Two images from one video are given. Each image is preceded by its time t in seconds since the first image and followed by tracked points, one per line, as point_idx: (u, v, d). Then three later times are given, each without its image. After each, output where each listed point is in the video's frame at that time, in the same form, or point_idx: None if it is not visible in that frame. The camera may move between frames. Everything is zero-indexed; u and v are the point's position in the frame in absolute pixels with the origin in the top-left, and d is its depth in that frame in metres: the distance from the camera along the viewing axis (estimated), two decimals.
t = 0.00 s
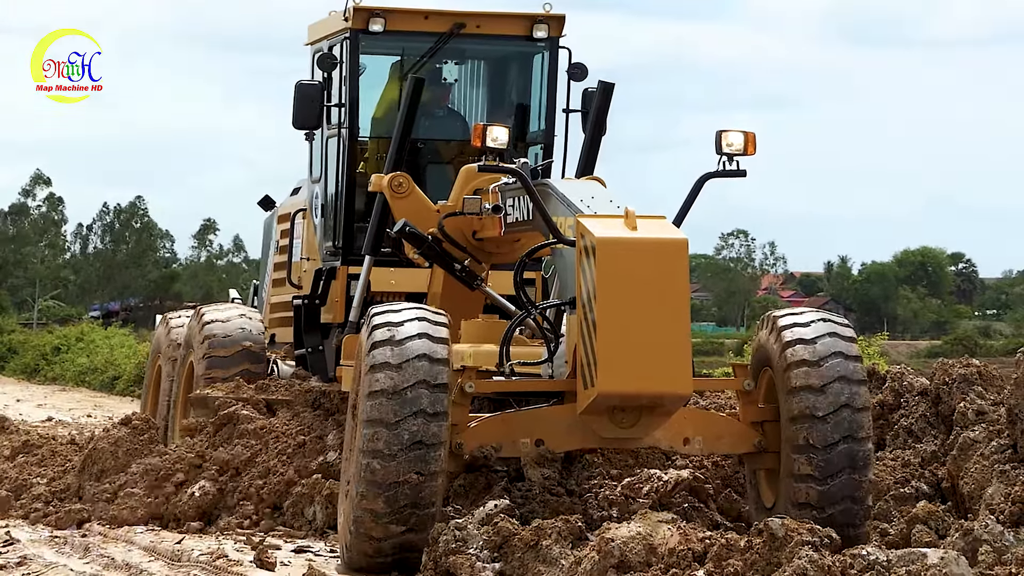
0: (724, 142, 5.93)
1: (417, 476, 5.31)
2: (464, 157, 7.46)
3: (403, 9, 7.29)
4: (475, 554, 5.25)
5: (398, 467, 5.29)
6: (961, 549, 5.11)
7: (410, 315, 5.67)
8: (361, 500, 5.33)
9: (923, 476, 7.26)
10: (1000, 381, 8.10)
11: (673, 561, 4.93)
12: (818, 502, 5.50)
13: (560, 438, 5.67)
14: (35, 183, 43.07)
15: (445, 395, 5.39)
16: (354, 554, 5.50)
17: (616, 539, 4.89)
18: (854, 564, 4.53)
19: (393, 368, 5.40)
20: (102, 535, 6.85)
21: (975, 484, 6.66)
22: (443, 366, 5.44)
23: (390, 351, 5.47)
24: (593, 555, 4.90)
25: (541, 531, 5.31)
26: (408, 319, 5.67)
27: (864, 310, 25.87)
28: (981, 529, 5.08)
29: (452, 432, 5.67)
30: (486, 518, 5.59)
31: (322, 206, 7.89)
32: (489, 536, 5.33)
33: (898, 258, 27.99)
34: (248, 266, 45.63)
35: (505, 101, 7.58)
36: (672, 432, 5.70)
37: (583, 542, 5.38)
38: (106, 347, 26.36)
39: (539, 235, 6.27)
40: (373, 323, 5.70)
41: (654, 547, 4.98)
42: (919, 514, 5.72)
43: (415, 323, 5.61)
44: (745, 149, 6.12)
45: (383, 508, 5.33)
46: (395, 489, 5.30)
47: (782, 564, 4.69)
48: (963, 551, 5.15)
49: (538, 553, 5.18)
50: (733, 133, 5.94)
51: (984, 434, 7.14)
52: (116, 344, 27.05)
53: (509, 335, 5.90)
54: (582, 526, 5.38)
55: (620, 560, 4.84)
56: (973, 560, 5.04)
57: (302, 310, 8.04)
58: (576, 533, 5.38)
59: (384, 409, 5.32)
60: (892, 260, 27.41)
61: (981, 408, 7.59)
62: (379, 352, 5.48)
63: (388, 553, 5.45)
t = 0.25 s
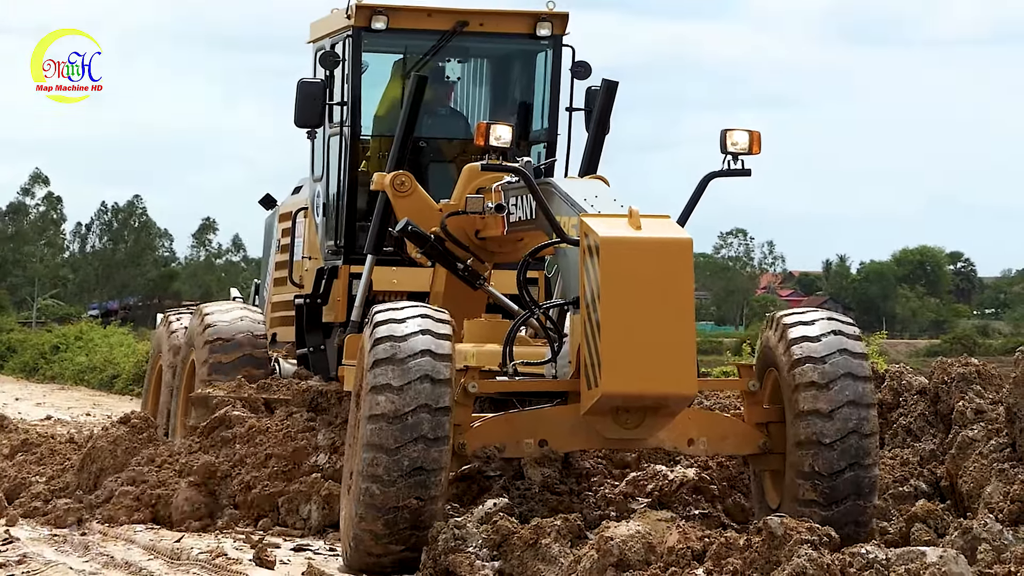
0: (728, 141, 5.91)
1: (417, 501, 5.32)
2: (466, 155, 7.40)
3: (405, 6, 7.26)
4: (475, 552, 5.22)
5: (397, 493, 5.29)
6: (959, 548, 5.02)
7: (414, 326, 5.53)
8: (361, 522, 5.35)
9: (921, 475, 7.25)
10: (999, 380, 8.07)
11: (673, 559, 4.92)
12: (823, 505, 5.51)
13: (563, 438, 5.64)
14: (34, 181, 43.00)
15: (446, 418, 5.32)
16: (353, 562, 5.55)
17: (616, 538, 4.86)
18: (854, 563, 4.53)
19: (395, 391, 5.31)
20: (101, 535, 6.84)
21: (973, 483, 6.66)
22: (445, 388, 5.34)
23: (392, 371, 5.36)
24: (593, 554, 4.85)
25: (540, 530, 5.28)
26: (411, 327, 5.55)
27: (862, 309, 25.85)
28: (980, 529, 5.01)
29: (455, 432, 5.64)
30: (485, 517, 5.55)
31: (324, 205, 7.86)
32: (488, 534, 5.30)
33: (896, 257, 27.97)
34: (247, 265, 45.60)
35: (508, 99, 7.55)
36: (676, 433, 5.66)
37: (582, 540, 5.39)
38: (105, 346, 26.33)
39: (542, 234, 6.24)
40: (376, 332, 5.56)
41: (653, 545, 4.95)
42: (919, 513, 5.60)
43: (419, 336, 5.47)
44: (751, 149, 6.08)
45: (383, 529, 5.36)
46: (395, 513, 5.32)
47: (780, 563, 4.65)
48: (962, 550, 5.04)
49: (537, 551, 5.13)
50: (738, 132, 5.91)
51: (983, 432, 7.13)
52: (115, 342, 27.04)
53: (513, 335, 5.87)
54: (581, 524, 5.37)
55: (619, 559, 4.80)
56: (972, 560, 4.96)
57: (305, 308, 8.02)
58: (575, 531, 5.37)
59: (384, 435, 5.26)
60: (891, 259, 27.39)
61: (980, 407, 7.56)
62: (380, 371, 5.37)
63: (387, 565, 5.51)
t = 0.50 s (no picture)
0: (733, 140, 5.90)
1: (415, 524, 5.32)
2: (469, 154, 7.40)
3: (407, 5, 7.24)
4: (472, 552, 5.20)
5: (396, 517, 5.29)
6: (957, 547, 5.05)
7: (415, 341, 5.43)
8: (359, 542, 5.36)
9: (920, 474, 7.24)
10: (997, 379, 8.04)
11: (670, 558, 4.91)
12: (829, 504, 5.46)
13: (566, 439, 5.62)
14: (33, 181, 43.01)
15: (446, 442, 5.29)
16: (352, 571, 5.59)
17: (613, 536, 4.84)
18: (852, 562, 4.50)
19: (394, 416, 5.26)
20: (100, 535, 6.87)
21: (972, 483, 6.65)
22: (445, 412, 5.29)
23: (392, 394, 5.29)
24: (592, 552, 4.85)
25: (538, 529, 5.28)
26: (413, 338, 5.45)
27: (860, 308, 25.83)
28: (977, 527, 5.05)
29: (458, 433, 5.61)
30: (479, 519, 5.52)
31: (325, 204, 7.83)
32: (485, 533, 5.29)
33: (895, 256, 27.96)
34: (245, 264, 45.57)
35: (510, 98, 7.52)
36: (680, 434, 5.63)
37: (581, 541, 5.39)
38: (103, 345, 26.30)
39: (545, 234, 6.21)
40: (377, 346, 5.46)
41: (650, 544, 4.95)
42: (917, 512, 5.60)
43: (420, 353, 5.38)
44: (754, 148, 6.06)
45: (380, 549, 5.37)
46: (393, 536, 5.33)
47: (778, 562, 4.62)
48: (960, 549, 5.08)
49: (535, 551, 5.13)
50: (742, 131, 5.88)
51: (981, 432, 7.11)
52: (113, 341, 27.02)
53: (516, 334, 5.84)
54: (579, 525, 5.38)
55: (617, 558, 4.79)
56: (970, 559, 4.98)
57: (305, 308, 7.96)
58: (573, 531, 5.38)
59: (382, 462, 5.24)
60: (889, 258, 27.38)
61: (978, 406, 7.53)
62: (380, 393, 5.30)
63: None
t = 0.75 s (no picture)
0: (737, 139, 5.84)
1: (415, 546, 5.36)
2: (471, 153, 7.36)
3: (409, 2, 7.20)
4: (471, 551, 5.18)
5: (395, 539, 5.31)
6: (956, 546, 5.12)
7: (417, 362, 5.28)
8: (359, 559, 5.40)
9: (918, 473, 7.23)
10: (995, 378, 8.00)
11: (669, 557, 4.90)
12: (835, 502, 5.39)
13: (569, 440, 5.58)
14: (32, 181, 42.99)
15: (445, 468, 5.25)
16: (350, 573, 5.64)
17: (612, 536, 4.87)
18: (851, 561, 4.49)
19: (394, 444, 5.18)
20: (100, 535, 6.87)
21: (970, 482, 6.59)
22: (446, 438, 5.22)
23: (392, 421, 5.19)
24: (590, 552, 4.86)
25: (537, 529, 5.27)
26: (414, 357, 5.31)
27: (859, 307, 25.81)
28: (976, 527, 5.14)
29: (461, 434, 5.59)
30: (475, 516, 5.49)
31: (327, 203, 7.79)
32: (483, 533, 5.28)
33: (893, 256, 27.94)
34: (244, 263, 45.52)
35: (512, 96, 7.48)
36: (684, 436, 5.59)
37: (579, 540, 5.36)
38: (102, 344, 26.25)
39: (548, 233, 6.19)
40: (377, 364, 5.32)
41: (649, 544, 4.96)
42: (915, 513, 5.56)
43: (421, 375, 5.24)
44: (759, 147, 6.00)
45: (380, 565, 5.42)
46: (392, 556, 5.37)
47: (777, 561, 4.61)
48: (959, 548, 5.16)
49: (533, 550, 5.13)
50: (747, 130, 5.81)
51: (979, 431, 7.10)
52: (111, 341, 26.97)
53: (519, 335, 5.80)
54: (577, 524, 5.35)
55: (615, 558, 4.81)
56: (969, 557, 5.07)
57: (306, 307, 7.96)
58: (572, 531, 5.35)
59: (382, 489, 5.20)
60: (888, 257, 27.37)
61: (977, 405, 7.49)
62: (380, 419, 5.21)
63: None
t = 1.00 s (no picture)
0: (741, 137, 5.78)
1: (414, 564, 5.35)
2: (473, 151, 7.32)
3: None
4: (473, 552, 5.22)
5: (394, 558, 5.30)
6: (954, 545, 5.17)
7: (418, 388, 5.14)
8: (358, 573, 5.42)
9: (916, 472, 7.22)
10: (993, 378, 7.98)
11: (667, 557, 4.89)
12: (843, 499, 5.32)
13: (572, 440, 5.53)
14: (30, 180, 42.94)
15: (445, 495, 5.18)
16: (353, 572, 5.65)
17: (610, 535, 4.89)
18: (850, 560, 4.49)
19: (394, 472, 5.10)
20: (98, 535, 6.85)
21: (968, 481, 6.60)
22: (446, 467, 5.13)
23: (392, 450, 5.09)
24: (588, 551, 4.90)
25: (538, 528, 5.36)
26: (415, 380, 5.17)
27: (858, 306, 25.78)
28: (975, 526, 5.17)
29: (464, 435, 5.55)
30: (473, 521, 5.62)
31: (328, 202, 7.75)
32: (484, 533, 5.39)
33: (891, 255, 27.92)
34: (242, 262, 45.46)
35: (514, 94, 7.45)
36: (688, 436, 5.54)
37: (581, 540, 5.44)
38: (100, 344, 26.19)
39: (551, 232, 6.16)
40: (378, 388, 5.19)
41: (648, 542, 4.97)
42: (914, 511, 5.63)
43: (422, 403, 5.11)
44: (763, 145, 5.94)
45: None
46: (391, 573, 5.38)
47: (775, 561, 4.62)
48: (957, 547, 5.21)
49: (534, 549, 5.22)
50: (751, 128, 5.76)
51: (977, 431, 7.10)
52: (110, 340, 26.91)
53: (522, 334, 5.75)
54: (580, 524, 5.44)
55: (614, 557, 4.84)
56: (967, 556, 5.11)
57: (307, 307, 7.85)
58: (574, 530, 5.43)
59: (381, 516, 5.15)
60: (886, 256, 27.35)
61: (975, 404, 7.46)
62: (379, 447, 5.11)
63: None
